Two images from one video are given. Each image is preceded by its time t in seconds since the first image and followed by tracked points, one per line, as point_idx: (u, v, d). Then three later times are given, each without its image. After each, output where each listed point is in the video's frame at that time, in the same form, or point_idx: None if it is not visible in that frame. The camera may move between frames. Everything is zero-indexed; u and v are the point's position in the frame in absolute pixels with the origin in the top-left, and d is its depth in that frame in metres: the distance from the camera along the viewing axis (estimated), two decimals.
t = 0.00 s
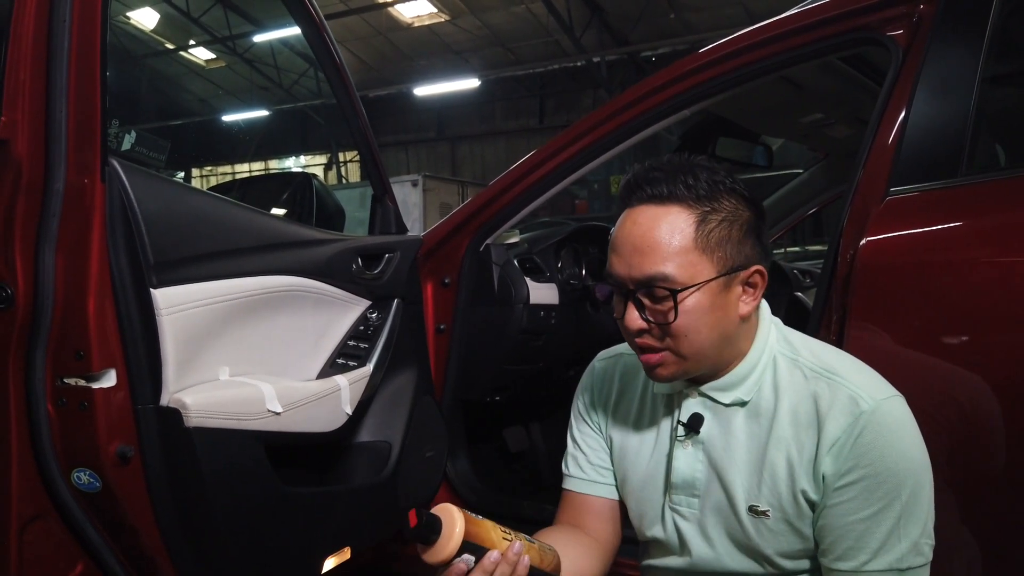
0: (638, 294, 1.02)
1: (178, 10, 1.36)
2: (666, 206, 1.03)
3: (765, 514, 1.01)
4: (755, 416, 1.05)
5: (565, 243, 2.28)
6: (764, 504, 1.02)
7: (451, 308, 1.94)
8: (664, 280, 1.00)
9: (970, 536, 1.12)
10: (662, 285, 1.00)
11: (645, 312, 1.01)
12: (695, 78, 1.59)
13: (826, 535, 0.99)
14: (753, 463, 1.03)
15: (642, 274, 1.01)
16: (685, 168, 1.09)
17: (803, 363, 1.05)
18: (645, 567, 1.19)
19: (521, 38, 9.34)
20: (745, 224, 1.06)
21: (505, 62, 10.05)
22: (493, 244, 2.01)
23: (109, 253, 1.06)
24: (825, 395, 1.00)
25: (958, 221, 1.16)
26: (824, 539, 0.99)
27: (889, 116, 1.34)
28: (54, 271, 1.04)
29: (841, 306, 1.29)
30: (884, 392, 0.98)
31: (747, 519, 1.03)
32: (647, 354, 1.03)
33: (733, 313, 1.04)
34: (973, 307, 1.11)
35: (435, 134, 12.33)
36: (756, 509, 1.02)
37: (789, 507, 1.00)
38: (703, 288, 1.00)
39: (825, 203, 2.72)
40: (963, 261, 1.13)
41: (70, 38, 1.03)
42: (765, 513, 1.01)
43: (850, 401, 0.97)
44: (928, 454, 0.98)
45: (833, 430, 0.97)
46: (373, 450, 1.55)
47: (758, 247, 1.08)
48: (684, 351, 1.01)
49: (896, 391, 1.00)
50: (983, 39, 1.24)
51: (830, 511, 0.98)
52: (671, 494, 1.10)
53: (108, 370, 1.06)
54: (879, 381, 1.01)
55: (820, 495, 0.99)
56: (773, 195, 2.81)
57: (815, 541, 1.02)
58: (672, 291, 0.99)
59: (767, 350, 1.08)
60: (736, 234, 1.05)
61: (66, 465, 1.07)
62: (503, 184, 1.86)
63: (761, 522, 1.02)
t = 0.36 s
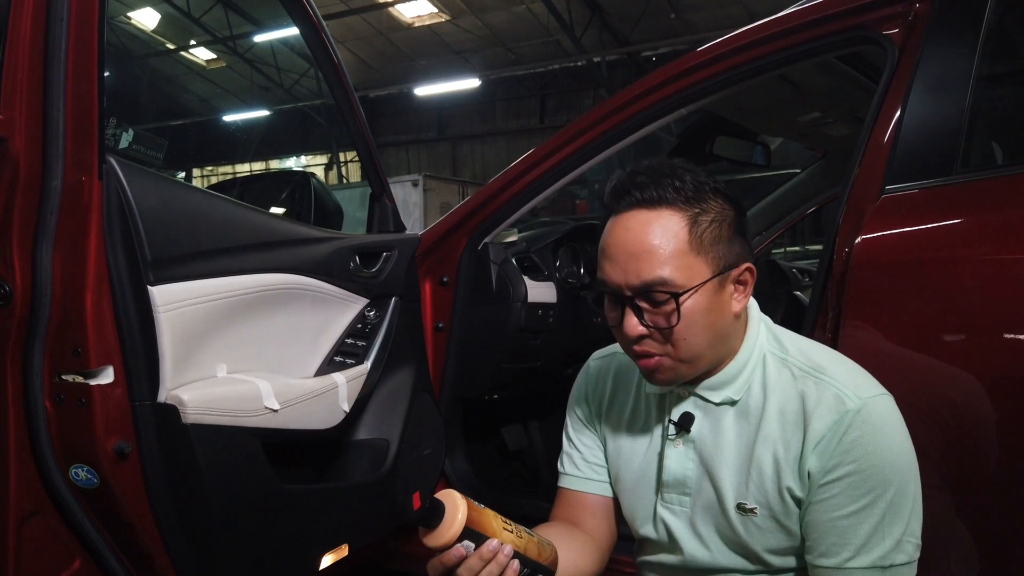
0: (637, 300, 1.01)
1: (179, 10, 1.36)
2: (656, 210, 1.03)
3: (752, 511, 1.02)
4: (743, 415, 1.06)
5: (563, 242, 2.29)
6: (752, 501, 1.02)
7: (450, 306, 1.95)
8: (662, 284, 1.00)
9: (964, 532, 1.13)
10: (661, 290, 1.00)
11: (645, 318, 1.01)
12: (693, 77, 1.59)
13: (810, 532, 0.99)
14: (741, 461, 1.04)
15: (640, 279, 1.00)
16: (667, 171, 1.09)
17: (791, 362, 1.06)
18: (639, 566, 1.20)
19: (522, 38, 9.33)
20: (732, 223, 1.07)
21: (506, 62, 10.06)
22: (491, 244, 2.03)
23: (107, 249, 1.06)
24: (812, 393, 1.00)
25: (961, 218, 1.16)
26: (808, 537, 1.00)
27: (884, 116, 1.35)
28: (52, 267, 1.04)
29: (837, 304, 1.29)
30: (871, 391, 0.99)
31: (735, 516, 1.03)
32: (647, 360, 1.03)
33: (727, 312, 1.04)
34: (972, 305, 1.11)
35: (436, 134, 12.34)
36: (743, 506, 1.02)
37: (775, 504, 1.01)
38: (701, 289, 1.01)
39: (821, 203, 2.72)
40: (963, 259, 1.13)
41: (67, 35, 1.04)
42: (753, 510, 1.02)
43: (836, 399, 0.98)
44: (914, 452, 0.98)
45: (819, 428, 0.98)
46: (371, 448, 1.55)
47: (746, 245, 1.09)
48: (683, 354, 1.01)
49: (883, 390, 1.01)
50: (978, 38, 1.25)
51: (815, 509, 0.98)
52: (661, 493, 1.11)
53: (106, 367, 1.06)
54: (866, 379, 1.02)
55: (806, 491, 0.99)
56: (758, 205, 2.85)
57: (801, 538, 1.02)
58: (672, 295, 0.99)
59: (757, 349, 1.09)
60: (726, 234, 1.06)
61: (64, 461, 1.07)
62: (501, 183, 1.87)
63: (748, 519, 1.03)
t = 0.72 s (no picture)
0: (679, 299, 0.99)
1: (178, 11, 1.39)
2: (684, 205, 1.01)
3: (746, 505, 1.02)
4: (740, 410, 1.06)
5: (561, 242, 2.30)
6: (745, 494, 1.02)
7: (449, 305, 1.95)
8: (706, 279, 0.98)
9: (961, 529, 1.13)
10: (705, 286, 0.98)
11: (689, 315, 0.99)
12: (691, 76, 1.59)
13: (801, 525, 0.99)
14: (737, 455, 1.04)
15: (684, 277, 0.98)
16: (676, 167, 1.08)
17: (787, 359, 1.06)
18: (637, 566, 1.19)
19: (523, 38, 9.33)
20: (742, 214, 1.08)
21: (506, 62, 10.06)
22: (488, 243, 2.01)
23: (103, 249, 1.06)
24: (806, 389, 1.00)
25: (958, 216, 1.16)
26: (800, 529, 0.99)
27: (880, 114, 1.35)
28: (49, 267, 1.04)
29: (833, 302, 1.29)
30: (865, 386, 0.98)
31: (729, 510, 1.03)
32: (688, 358, 1.01)
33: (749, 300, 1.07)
34: (970, 301, 1.11)
35: (436, 134, 12.35)
36: (737, 500, 1.03)
37: (769, 497, 1.01)
38: (736, 280, 1.02)
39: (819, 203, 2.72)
40: (957, 256, 1.13)
41: (64, 34, 1.04)
42: (746, 503, 1.02)
43: (829, 394, 0.98)
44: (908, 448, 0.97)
45: (810, 421, 0.97)
46: (369, 446, 1.56)
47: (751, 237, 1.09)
48: (723, 346, 1.02)
49: (877, 386, 1.00)
50: (973, 37, 1.25)
51: (807, 502, 0.98)
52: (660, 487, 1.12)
53: (102, 365, 1.06)
54: (862, 375, 1.01)
55: (799, 485, 0.99)
56: (759, 202, 2.85)
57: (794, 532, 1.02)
58: (717, 290, 0.99)
59: (755, 346, 1.09)
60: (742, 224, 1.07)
61: (61, 459, 1.08)
62: (499, 183, 1.87)
63: (742, 513, 1.03)
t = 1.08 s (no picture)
0: (685, 288, 0.99)
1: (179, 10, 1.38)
2: (687, 196, 1.02)
3: (760, 483, 1.02)
4: (742, 392, 1.07)
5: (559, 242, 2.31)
6: (758, 473, 1.02)
7: (447, 304, 1.96)
8: (711, 269, 0.99)
9: (955, 526, 1.13)
10: (711, 276, 0.99)
11: (694, 305, 1.00)
12: (689, 76, 1.59)
13: (813, 493, 1.00)
14: (745, 436, 1.04)
15: (691, 267, 0.99)
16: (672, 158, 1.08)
17: (778, 337, 1.11)
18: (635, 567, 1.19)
19: (524, 38, 9.33)
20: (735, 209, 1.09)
21: (506, 62, 10.07)
22: (487, 243, 2.03)
23: (99, 249, 1.05)
24: (806, 359, 1.04)
25: (957, 216, 1.16)
26: (813, 499, 1.00)
27: (877, 114, 1.35)
28: (46, 267, 1.02)
29: (828, 302, 1.29)
30: (858, 351, 1.04)
31: (743, 491, 1.03)
32: (691, 349, 1.02)
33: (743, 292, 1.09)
34: (967, 299, 1.11)
35: (437, 134, 12.35)
36: (750, 479, 1.02)
37: (781, 471, 1.02)
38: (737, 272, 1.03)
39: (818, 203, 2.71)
40: (955, 254, 1.13)
41: (60, 34, 1.03)
42: (760, 482, 1.02)
43: (828, 358, 1.02)
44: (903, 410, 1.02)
45: (817, 387, 1.01)
46: (366, 446, 1.57)
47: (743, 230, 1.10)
48: (723, 337, 1.03)
49: (867, 353, 1.05)
50: (969, 37, 1.25)
51: (819, 470, 0.99)
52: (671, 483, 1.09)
53: (98, 365, 1.05)
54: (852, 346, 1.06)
55: (809, 453, 1.00)
56: (760, 201, 2.84)
57: (802, 505, 1.03)
58: (722, 279, 1.00)
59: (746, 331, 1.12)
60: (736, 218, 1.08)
61: (58, 458, 1.07)
62: (497, 183, 1.88)
63: (756, 491, 1.03)
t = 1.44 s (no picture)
0: (664, 287, 1.00)
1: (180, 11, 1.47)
2: (664, 195, 1.03)
3: (746, 489, 1.03)
4: (728, 398, 1.08)
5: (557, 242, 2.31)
6: (744, 479, 1.03)
7: (445, 304, 1.96)
8: (690, 267, 1.00)
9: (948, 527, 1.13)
10: (690, 275, 1.00)
11: (674, 304, 1.00)
12: (687, 76, 1.60)
13: (801, 501, 1.00)
14: (731, 442, 1.05)
15: (669, 265, 0.99)
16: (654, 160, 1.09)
17: (766, 342, 1.11)
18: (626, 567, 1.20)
19: (525, 38, 9.36)
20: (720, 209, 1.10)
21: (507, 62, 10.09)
22: (485, 243, 2.02)
23: (98, 251, 1.05)
24: (792, 365, 1.04)
25: (955, 216, 1.16)
26: (800, 507, 1.00)
27: (872, 117, 1.35)
28: (45, 267, 1.00)
29: (823, 303, 1.29)
30: (846, 358, 1.03)
31: (729, 496, 1.04)
32: (674, 348, 1.02)
33: (728, 293, 1.08)
34: (961, 301, 1.11)
35: (438, 134, 12.37)
36: (737, 485, 1.04)
37: (767, 477, 1.02)
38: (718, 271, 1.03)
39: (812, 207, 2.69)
40: (949, 255, 1.14)
41: (59, 25, 1.02)
42: (746, 488, 1.03)
43: (815, 366, 1.02)
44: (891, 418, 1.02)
45: (803, 395, 1.01)
46: (364, 446, 1.57)
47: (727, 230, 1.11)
48: (706, 337, 1.03)
49: (856, 358, 1.05)
50: (964, 39, 1.26)
51: (806, 477, 0.99)
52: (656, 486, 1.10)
53: (97, 366, 1.05)
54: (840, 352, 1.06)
55: (795, 459, 1.01)
56: (760, 202, 2.82)
57: (791, 511, 1.03)
58: (701, 278, 1.00)
59: (734, 335, 1.12)
60: (720, 218, 1.08)
61: (57, 456, 1.06)
62: (495, 184, 1.88)
63: (742, 497, 1.04)
